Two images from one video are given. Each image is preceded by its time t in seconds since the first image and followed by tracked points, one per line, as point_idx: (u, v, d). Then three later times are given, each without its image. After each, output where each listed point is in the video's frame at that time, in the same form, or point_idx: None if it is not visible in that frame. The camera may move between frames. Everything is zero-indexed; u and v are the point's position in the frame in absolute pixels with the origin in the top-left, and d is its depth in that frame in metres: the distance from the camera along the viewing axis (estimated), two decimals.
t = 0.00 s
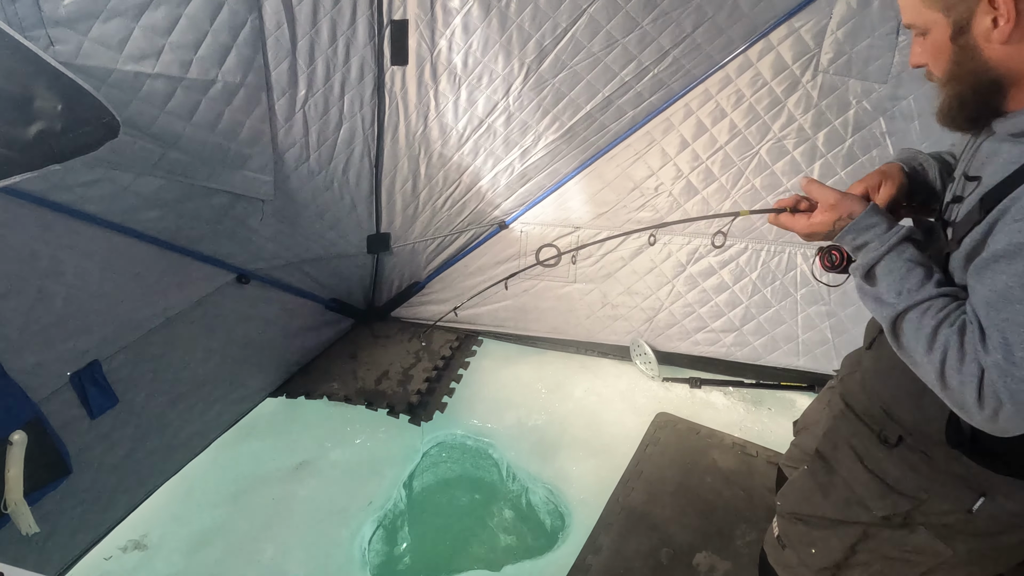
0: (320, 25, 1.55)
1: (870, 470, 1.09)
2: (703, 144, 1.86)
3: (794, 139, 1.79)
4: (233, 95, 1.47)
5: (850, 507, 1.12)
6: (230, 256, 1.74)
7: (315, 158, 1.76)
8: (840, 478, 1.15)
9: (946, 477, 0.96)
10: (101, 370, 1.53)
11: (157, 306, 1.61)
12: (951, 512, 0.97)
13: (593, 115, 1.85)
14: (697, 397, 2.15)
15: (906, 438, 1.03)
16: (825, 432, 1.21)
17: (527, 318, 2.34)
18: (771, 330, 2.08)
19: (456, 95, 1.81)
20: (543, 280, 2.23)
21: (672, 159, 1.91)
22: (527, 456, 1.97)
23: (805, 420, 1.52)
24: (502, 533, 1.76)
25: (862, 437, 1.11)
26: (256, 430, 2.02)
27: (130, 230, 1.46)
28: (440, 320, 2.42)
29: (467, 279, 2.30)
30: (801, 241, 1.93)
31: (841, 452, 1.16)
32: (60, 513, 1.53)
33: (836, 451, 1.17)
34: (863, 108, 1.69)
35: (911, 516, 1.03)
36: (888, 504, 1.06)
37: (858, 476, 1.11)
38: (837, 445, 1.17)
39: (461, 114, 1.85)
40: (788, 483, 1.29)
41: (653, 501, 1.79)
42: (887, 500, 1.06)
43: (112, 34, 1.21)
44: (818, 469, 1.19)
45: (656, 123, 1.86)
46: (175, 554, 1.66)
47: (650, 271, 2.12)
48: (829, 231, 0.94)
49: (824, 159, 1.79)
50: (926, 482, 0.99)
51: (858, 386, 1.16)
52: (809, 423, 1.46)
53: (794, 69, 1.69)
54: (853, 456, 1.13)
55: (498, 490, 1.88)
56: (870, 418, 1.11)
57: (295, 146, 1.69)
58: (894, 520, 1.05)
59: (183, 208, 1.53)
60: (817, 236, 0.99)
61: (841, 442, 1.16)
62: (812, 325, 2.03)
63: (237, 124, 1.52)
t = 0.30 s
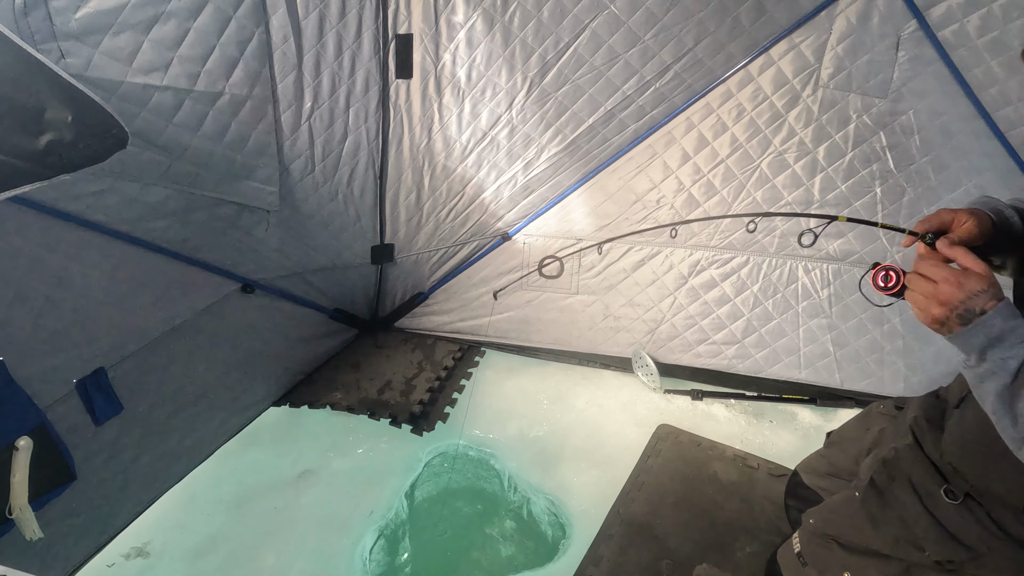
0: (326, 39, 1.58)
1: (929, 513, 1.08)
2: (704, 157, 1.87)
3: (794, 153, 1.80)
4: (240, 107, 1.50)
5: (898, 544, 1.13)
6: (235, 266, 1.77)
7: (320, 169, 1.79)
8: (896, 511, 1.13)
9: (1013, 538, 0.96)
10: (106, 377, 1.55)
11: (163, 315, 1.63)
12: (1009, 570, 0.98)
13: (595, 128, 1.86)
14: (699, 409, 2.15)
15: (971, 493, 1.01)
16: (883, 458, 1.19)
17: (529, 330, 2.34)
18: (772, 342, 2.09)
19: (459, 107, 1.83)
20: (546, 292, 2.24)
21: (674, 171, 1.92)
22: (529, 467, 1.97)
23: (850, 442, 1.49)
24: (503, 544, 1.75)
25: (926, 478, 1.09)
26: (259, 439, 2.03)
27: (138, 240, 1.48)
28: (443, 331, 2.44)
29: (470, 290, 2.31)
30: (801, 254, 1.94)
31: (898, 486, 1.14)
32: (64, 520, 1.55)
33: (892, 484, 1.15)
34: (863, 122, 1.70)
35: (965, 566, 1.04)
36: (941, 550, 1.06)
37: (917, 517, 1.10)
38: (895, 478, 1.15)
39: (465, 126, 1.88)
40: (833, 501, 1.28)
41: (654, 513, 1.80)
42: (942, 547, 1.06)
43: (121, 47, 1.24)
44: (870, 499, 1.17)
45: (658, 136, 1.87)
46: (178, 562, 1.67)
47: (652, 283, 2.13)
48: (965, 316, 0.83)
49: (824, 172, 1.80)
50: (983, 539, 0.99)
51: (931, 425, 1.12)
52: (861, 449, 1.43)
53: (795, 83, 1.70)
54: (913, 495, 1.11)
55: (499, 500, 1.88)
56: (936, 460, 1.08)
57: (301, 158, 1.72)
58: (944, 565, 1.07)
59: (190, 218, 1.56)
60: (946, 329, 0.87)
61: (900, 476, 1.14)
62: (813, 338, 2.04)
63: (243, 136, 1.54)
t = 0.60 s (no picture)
0: (331, 48, 1.59)
1: (943, 520, 1.09)
2: (708, 165, 1.88)
3: (797, 161, 1.80)
4: (245, 115, 1.52)
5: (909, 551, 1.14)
6: (240, 272, 1.78)
7: (324, 177, 1.80)
8: (906, 519, 1.14)
9: None
10: (110, 383, 1.56)
11: (167, 321, 1.64)
12: None
13: (599, 137, 1.87)
14: (702, 417, 2.14)
15: (994, 501, 1.01)
16: (892, 464, 1.18)
17: (532, 337, 2.34)
18: (776, 350, 2.09)
19: (463, 115, 1.84)
20: (549, 299, 2.24)
21: (677, 180, 1.93)
22: (532, 474, 1.96)
23: (852, 451, 1.50)
24: (508, 552, 1.75)
25: (938, 484, 1.10)
26: (262, 445, 2.04)
27: (144, 246, 1.50)
28: (447, 338, 2.44)
29: (474, 297, 2.32)
30: (805, 262, 1.94)
31: (909, 493, 1.14)
32: (66, 526, 1.55)
33: (903, 491, 1.15)
34: (867, 131, 1.70)
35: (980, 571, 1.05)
36: (956, 557, 1.07)
37: (929, 524, 1.10)
38: (905, 485, 1.15)
39: (469, 135, 1.89)
40: (838, 509, 1.29)
41: (657, 521, 1.79)
42: (957, 554, 1.07)
43: (128, 56, 1.26)
44: (880, 506, 1.18)
45: (662, 144, 1.88)
46: (180, 568, 1.67)
47: (656, 290, 2.13)
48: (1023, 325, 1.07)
49: (828, 181, 1.80)
50: (1000, 547, 1.01)
51: (955, 430, 1.10)
52: (864, 458, 1.44)
53: (798, 92, 1.71)
54: (925, 502, 1.11)
55: (502, 507, 1.88)
56: (957, 465, 1.07)
57: (305, 165, 1.73)
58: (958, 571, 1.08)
59: (195, 225, 1.57)
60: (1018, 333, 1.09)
61: (911, 483, 1.14)
62: (817, 346, 2.03)
63: (248, 143, 1.56)
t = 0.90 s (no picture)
0: (334, 50, 1.59)
1: (949, 522, 1.07)
2: (711, 168, 1.87)
3: (801, 164, 1.80)
4: (248, 117, 1.52)
5: (915, 554, 1.13)
6: (242, 275, 1.77)
7: (327, 180, 1.80)
8: (913, 521, 1.13)
9: None
10: (112, 386, 1.56)
11: (169, 323, 1.64)
12: None
13: (601, 139, 1.87)
14: (705, 421, 2.13)
15: (1002, 505, 0.98)
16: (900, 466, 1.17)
17: (534, 340, 2.34)
18: (779, 354, 2.08)
19: (466, 118, 1.84)
20: (552, 302, 2.24)
21: (680, 183, 1.92)
22: (534, 478, 1.95)
23: (858, 454, 1.48)
24: (510, 557, 1.74)
25: (943, 486, 1.08)
26: (264, 448, 2.03)
27: (146, 249, 1.50)
28: (449, 341, 2.43)
29: (477, 300, 2.31)
30: (808, 265, 1.93)
31: (917, 494, 1.13)
32: (67, 528, 1.54)
33: (910, 492, 1.14)
34: (870, 134, 1.70)
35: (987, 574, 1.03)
36: (963, 560, 1.05)
37: (935, 526, 1.09)
38: (913, 485, 1.14)
39: (472, 137, 1.88)
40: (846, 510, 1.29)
41: (659, 525, 1.79)
42: (964, 557, 1.05)
43: (131, 58, 1.26)
44: (886, 509, 1.17)
45: (665, 147, 1.87)
46: (181, 571, 1.67)
47: (659, 294, 2.12)
48: None
49: (832, 184, 1.80)
50: (1006, 551, 0.98)
51: (966, 429, 1.07)
52: (870, 461, 1.42)
53: (802, 96, 1.70)
54: (931, 504, 1.10)
55: (504, 511, 1.86)
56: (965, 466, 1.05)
57: (308, 168, 1.73)
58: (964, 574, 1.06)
59: (198, 227, 1.57)
60: None
61: (918, 485, 1.13)
62: (820, 349, 2.02)
63: (250, 146, 1.56)
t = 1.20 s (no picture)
0: (333, 54, 1.59)
1: (950, 526, 1.09)
2: (712, 172, 1.86)
3: (803, 168, 1.78)
4: (247, 121, 1.51)
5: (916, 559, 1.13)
6: (241, 279, 1.76)
7: (327, 183, 1.80)
8: (914, 525, 1.14)
9: None
10: (110, 391, 1.55)
11: (168, 328, 1.63)
12: None
13: (602, 143, 1.86)
14: (707, 426, 2.12)
15: (1006, 510, 1.01)
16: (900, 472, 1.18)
17: (535, 345, 2.32)
18: (781, 359, 2.06)
19: (467, 122, 1.84)
20: (552, 306, 2.22)
21: (682, 187, 1.91)
22: (534, 483, 1.94)
23: (861, 459, 1.47)
24: (510, 562, 1.73)
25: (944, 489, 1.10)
26: (264, 452, 2.02)
27: (144, 253, 1.49)
28: (450, 345, 2.42)
29: (477, 304, 2.30)
30: (811, 270, 1.91)
31: (919, 499, 1.14)
32: (64, 534, 1.53)
33: (912, 497, 1.15)
34: (873, 138, 1.69)
35: None
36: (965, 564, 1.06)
37: (937, 530, 1.10)
38: (915, 491, 1.15)
39: (472, 141, 1.88)
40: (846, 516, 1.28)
41: (661, 531, 1.77)
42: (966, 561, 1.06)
43: (130, 61, 1.26)
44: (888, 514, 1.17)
45: (667, 151, 1.86)
46: None
47: (660, 298, 2.11)
48: (951, 377, 1.19)
49: (834, 188, 1.78)
50: (1010, 556, 1.01)
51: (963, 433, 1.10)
52: (875, 467, 1.41)
53: (804, 99, 1.69)
54: (932, 508, 1.11)
55: (505, 516, 1.85)
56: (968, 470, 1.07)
57: (307, 171, 1.73)
58: None
59: (196, 231, 1.56)
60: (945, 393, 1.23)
61: (919, 490, 1.14)
62: (823, 354, 2.01)
63: (250, 150, 1.55)
